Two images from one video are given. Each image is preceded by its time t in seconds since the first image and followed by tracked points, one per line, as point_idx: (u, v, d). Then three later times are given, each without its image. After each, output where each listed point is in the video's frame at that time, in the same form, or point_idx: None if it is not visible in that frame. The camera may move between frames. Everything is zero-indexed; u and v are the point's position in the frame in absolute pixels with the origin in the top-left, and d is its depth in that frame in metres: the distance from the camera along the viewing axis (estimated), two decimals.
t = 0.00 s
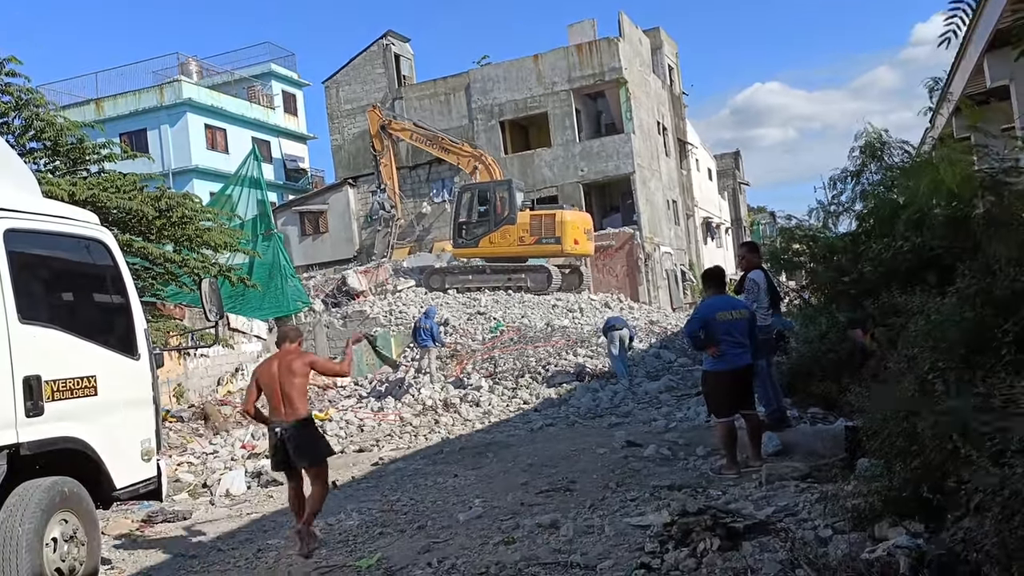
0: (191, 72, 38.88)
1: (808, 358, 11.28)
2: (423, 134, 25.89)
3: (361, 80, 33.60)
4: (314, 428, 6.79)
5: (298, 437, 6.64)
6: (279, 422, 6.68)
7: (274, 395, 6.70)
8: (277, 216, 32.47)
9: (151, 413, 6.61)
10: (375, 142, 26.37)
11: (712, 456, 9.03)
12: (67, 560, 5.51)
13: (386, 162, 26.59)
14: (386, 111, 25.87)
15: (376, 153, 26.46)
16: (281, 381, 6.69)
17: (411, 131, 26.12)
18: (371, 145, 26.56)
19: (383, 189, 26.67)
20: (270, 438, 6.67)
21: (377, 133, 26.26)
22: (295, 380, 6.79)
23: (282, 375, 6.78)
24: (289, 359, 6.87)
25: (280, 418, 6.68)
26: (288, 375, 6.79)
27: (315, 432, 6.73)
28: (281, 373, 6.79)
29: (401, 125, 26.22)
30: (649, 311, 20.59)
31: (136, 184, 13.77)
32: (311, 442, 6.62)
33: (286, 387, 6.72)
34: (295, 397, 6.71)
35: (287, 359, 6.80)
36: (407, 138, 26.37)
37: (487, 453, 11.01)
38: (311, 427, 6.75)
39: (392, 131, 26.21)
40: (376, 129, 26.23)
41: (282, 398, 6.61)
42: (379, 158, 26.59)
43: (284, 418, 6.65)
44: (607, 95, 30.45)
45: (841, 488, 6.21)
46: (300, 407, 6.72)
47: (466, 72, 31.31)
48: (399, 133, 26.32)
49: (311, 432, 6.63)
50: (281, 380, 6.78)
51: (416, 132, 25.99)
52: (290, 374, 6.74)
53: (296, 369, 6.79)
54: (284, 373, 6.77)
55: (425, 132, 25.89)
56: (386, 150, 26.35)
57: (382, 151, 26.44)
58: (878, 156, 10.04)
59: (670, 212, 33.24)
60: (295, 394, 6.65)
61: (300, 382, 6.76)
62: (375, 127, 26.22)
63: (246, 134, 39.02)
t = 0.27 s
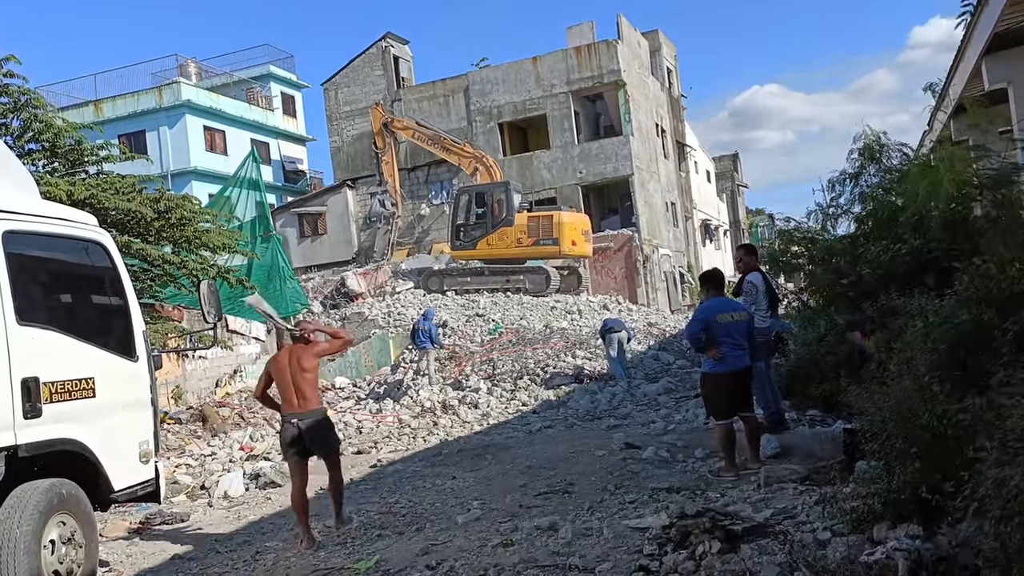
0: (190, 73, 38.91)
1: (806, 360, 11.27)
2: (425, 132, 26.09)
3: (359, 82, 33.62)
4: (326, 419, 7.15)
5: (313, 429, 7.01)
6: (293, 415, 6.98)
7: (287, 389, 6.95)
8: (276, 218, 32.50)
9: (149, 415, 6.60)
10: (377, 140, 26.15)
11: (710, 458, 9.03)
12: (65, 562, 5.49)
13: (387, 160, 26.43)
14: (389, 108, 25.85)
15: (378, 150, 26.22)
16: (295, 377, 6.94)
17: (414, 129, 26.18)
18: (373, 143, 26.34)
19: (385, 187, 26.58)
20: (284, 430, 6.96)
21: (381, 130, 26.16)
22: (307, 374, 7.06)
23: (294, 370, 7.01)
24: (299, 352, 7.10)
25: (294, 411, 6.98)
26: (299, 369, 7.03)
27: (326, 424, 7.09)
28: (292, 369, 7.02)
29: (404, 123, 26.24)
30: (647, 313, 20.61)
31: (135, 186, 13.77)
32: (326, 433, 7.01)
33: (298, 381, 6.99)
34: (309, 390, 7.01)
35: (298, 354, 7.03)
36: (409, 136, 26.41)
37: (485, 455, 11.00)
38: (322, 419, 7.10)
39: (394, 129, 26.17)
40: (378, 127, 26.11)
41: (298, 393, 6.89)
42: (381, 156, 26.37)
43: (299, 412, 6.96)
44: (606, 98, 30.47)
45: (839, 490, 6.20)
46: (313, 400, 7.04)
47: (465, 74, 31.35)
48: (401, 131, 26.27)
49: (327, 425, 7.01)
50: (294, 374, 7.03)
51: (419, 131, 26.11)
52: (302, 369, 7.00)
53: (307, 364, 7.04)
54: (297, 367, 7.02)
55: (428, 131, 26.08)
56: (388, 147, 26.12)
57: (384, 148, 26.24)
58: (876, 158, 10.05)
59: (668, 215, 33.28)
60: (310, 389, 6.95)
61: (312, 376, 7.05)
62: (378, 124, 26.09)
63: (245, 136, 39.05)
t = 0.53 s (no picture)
0: (189, 76, 38.98)
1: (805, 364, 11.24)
2: (433, 130, 26.26)
3: (359, 86, 33.67)
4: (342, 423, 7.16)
5: (332, 433, 7.01)
6: (314, 418, 6.98)
7: (308, 395, 6.96)
8: (275, 221, 32.54)
9: (147, 418, 6.60)
10: (386, 132, 26.33)
11: (709, 462, 9.01)
12: (63, 566, 5.48)
13: (395, 153, 26.52)
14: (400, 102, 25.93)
15: (386, 143, 26.31)
16: (315, 383, 6.94)
17: (422, 125, 26.42)
18: (382, 134, 26.55)
19: (391, 179, 26.80)
20: (302, 434, 6.96)
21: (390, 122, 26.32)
22: (327, 380, 7.08)
23: (314, 375, 7.01)
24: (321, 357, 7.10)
25: (314, 416, 6.98)
26: (320, 375, 7.05)
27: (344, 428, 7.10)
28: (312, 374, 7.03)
29: (414, 118, 26.45)
30: (646, 316, 20.64)
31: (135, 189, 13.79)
32: (346, 438, 7.02)
33: (321, 386, 6.99)
34: (329, 396, 7.02)
35: (318, 360, 7.04)
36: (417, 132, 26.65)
37: (484, 458, 10.99)
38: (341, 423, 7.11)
39: (403, 123, 26.28)
40: (388, 119, 26.25)
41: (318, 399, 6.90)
42: (389, 148, 26.47)
43: (320, 416, 6.97)
44: (605, 101, 30.51)
45: (838, 494, 6.17)
46: (333, 405, 7.05)
47: (464, 78, 31.41)
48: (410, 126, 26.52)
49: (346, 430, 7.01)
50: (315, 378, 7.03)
51: (428, 127, 26.30)
52: (323, 375, 7.00)
53: (328, 369, 7.05)
54: (318, 371, 7.02)
55: (436, 129, 26.25)
56: (396, 140, 26.24)
57: (392, 142, 26.36)
58: (875, 162, 10.04)
59: (667, 218, 33.31)
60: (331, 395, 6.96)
61: (333, 382, 7.06)
62: (387, 117, 26.22)
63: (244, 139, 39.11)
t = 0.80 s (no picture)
0: (188, 80, 39.02)
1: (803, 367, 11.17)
2: (439, 129, 26.27)
3: (358, 89, 33.69)
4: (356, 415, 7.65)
5: (343, 423, 7.52)
6: (326, 410, 7.57)
7: (322, 387, 7.53)
8: (274, 223, 32.56)
9: (146, 421, 6.59)
10: (391, 128, 26.14)
11: (708, 465, 9.01)
12: (61, 569, 5.47)
13: (400, 149, 26.42)
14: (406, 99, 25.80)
15: (390, 139, 26.19)
16: (327, 375, 7.50)
17: (428, 123, 26.33)
18: (386, 129, 26.33)
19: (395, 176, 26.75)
20: (317, 424, 7.57)
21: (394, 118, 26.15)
22: (341, 373, 7.62)
23: (328, 368, 7.59)
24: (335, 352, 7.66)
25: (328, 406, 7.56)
26: (334, 368, 7.61)
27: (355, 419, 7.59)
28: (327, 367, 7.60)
29: (419, 116, 26.35)
30: (644, 319, 20.65)
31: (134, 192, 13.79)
32: (355, 429, 7.50)
33: (332, 380, 7.54)
34: (341, 387, 7.55)
35: (332, 354, 7.59)
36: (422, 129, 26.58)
37: (482, 461, 10.99)
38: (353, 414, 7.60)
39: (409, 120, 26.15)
40: (392, 116, 26.10)
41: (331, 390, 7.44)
42: (393, 144, 26.34)
43: (331, 407, 7.53)
44: (604, 104, 30.54)
45: (836, 497, 6.16)
46: (346, 396, 7.59)
47: (463, 81, 31.46)
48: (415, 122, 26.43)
49: (355, 421, 7.48)
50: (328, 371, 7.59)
51: (433, 125, 26.25)
52: (335, 368, 7.56)
53: (341, 363, 7.59)
54: (331, 365, 7.57)
55: (441, 129, 26.26)
56: (401, 137, 26.10)
57: (397, 138, 26.19)
58: (875, 165, 10.01)
59: (666, 221, 33.34)
60: (342, 387, 7.49)
61: (345, 376, 7.58)
62: (393, 113, 26.06)
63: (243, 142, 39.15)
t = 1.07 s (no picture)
0: (188, 83, 39.05)
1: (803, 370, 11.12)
2: (437, 132, 26.08)
3: (356, 92, 33.71)
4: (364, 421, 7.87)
5: (352, 429, 7.74)
6: (335, 416, 7.77)
7: (333, 394, 7.73)
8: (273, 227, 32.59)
9: (145, 424, 6.59)
10: (391, 129, 26.16)
11: (707, 468, 8.99)
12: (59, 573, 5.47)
13: (399, 151, 26.36)
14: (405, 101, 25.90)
15: (390, 140, 26.17)
16: (338, 383, 7.71)
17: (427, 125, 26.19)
18: (385, 131, 26.36)
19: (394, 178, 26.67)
20: (326, 430, 7.76)
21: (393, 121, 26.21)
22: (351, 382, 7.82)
23: (339, 376, 7.79)
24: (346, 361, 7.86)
25: (337, 413, 7.75)
26: (344, 377, 7.82)
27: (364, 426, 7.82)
28: (338, 375, 7.80)
29: (419, 118, 26.29)
30: (643, 322, 20.65)
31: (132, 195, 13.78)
32: (363, 436, 7.73)
33: (342, 387, 7.74)
34: (351, 396, 7.76)
35: (343, 363, 7.80)
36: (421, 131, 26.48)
37: (481, 464, 10.99)
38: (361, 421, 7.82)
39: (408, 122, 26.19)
40: (392, 118, 26.19)
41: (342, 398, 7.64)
42: (392, 146, 26.27)
43: (340, 414, 7.74)
44: (603, 107, 30.55)
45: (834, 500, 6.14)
46: (356, 404, 7.80)
47: (462, 84, 31.50)
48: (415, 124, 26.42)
49: (363, 428, 7.69)
50: (339, 380, 7.79)
51: (432, 127, 26.08)
52: (346, 377, 7.75)
53: (351, 372, 7.79)
54: (342, 373, 7.78)
55: (440, 131, 26.06)
56: (401, 138, 26.09)
57: (396, 139, 26.16)
58: (874, 168, 9.99)
59: (665, 224, 33.36)
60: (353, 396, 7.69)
61: (355, 384, 7.79)
62: (392, 115, 26.15)
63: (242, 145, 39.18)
